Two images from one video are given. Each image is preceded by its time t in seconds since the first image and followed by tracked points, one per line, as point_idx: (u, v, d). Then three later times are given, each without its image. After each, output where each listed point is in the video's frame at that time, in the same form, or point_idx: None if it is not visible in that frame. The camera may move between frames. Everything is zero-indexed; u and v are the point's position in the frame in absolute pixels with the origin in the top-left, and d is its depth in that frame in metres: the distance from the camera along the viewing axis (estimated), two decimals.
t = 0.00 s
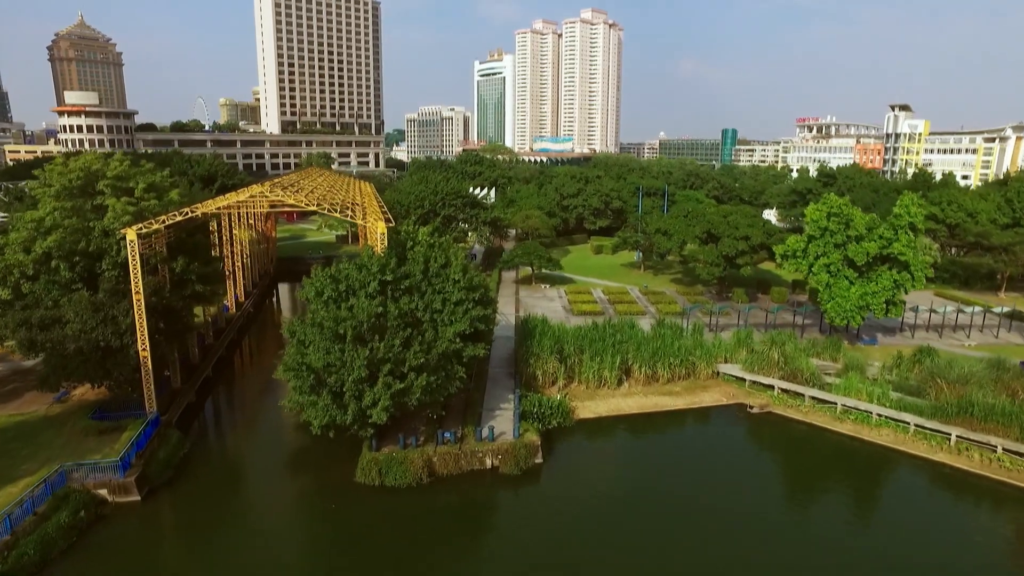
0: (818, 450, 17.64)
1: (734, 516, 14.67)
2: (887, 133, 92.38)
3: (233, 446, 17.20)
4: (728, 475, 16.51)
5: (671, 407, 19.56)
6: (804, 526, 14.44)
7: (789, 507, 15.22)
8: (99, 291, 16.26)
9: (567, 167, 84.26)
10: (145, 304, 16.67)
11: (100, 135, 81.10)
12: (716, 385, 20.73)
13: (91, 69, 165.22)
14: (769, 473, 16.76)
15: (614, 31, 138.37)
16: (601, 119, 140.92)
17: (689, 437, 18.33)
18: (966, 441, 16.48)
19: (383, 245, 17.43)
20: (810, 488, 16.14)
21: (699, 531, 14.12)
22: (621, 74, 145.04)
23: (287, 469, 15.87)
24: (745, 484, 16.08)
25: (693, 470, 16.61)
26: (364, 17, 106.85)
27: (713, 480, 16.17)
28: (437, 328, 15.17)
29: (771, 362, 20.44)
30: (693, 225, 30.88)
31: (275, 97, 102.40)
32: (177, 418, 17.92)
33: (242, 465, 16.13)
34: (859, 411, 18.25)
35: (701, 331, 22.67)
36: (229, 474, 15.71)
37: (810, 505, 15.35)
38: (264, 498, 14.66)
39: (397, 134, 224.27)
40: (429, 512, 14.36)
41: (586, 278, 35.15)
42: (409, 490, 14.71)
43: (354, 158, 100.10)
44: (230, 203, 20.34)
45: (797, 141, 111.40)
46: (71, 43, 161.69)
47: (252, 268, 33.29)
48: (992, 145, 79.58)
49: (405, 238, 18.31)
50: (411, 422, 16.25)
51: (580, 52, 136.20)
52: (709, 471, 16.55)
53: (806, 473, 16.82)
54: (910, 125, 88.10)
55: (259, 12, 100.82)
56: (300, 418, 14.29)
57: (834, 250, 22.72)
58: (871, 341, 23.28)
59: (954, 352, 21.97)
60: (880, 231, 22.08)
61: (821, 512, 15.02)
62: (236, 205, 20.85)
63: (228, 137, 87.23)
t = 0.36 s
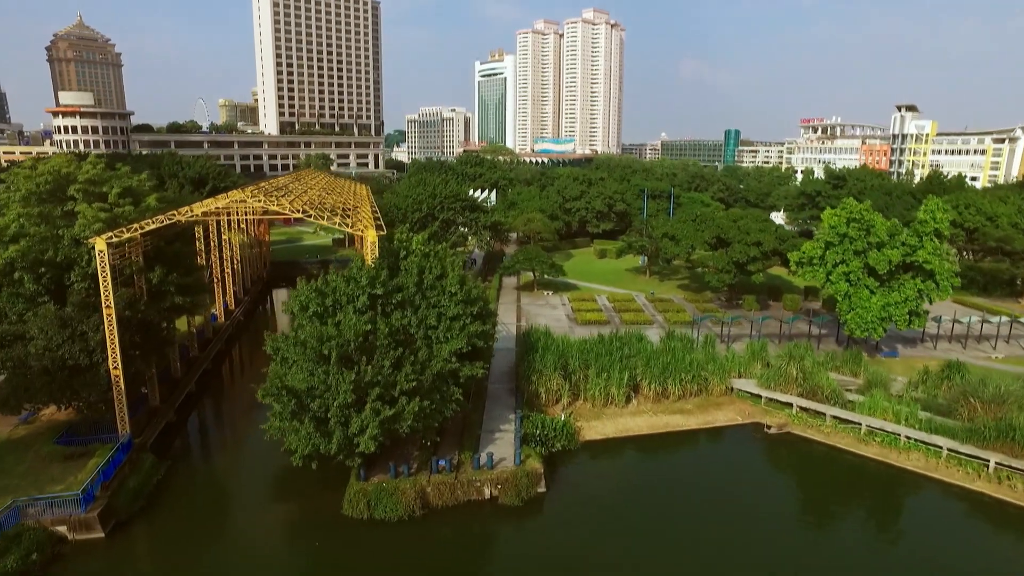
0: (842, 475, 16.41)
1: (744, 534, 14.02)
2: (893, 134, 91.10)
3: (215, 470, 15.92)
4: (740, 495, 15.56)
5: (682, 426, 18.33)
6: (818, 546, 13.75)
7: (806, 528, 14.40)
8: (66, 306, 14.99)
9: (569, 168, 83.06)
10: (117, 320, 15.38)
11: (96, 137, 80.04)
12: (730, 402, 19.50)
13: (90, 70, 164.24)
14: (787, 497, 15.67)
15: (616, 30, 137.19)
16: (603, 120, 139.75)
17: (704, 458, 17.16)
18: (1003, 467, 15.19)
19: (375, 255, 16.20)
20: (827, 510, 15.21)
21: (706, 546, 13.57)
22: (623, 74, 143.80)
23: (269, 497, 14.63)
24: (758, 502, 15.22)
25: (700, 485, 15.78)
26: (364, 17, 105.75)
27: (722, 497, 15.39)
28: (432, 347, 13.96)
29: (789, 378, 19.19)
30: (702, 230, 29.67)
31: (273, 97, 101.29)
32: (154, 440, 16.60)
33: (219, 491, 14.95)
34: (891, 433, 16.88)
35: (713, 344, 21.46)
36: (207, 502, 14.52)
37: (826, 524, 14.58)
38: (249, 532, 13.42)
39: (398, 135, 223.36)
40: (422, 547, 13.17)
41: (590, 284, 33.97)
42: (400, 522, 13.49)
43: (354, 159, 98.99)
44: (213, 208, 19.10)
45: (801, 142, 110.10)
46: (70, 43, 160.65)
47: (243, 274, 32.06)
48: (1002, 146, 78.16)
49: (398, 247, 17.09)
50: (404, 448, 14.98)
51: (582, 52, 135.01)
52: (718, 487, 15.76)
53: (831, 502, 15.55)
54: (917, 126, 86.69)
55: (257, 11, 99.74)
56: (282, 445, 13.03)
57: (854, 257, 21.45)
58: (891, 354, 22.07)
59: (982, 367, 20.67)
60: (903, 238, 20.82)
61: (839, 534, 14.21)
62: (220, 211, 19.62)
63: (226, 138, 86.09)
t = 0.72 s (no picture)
0: (869, 503, 15.11)
1: (762, 566, 12.85)
2: (899, 134, 89.99)
3: (192, 500, 14.60)
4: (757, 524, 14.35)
5: (694, 447, 17.16)
6: (837, 570, 12.80)
7: (830, 559, 13.14)
8: (27, 323, 13.77)
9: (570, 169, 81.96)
10: (86, 337, 14.13)
11: (90, 138, 78.90)
12: (745, 420, 18.32)
13: (88, 70, 163.20)
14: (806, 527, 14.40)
15: (618, 30, 136.10)
16: (604, 121, 138.66)
17: (718, 483, 15.89)
18: None
19: (365, 266, 15.01)
20: (850, 539, 14.00)
21: (712, 552, 13.22)
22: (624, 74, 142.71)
23: (247, 528, 13.42)
24: (764, 511, 14.71)
25: (708, 492, 15.41)
26: (363, 17, 104.70)
27: (728, 500, 15.11)
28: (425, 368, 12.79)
29: (808, 396, 17.98)
30: (710, 235, 28.49)
31: (272, 98, 100.19)
32: (127, 466, 15.31)
33: (194, 523, 13.76)
34: (922, 458, 15.59)
35: (725, 357, 20.28)
36: (181, 534, 13.34)
37: (847, 551, 13.48)
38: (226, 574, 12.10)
39: (398, 136, 222.10)
40: None
41: (593, 291, 32.79)
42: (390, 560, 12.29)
43: (352, 160, 97.85)
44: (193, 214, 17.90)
45: (805, 143, 108.97)
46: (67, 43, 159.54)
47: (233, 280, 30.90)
48: (1010, 147, 77.04)
49: (391, 257, 15.91)
50: (396, 476, 13.82)
51: (583, 52, 133.91)
52: (724, 492, 15.40)
53: (858, 534, 14.24)
54: (924, 126, 85.51)
55: (255, 10, 98.65)
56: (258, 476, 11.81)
57: (874, 265, 20.23)
58: (913, 367, 20.86)
59: (1013, 383, 19.46)
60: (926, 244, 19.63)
61: (865, 566, 12.97)
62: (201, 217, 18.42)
63: (223, 138, 84.96)
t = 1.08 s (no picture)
0: (900, 536, 13.91)
1: None
2: (905, 134, 88.75)
3: (164, 531, 13.41)
4: (780, 563, 13.12)
5: (710, 469, 15.98)
6: None
7: None
8: None
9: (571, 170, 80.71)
10: (49, 355, 12.95)
11: (85, 138, 77.82)
12: (761, 439, 17.17)
13: (86, 69, 162.10)
14: (832, 566, 13.24)
15: (620, 29, 134.91)
16: (606, 120, 137.50)
17: (735, 511, 14.65)
18: None
19: (354, 278, 13.88)
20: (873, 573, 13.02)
21: (717, 564, 12.94)
22: (626, 73, 141.44)
23: (223, 564, 12.26)
24: (779, 533, 13.99)
25: (721, 508, 14.84)
26: (362, 15, 103.54)
27: (741, 514, 14.57)
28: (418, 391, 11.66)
29: (828, 414, 16.81)
30: (718, 239, 27.32)
31: (269, 97, 99.02)
32: (95, 492, 14.14)
33: (164, 557, 12.56)
34: (955, 486, 14.34)
35: (738, 371, 19.13)
36: (148, 571, 12.16)
37: None
38: None
39: (398, 133, 220.35)
40: None
41: (596, 296, 31.65)
42: None
43: (351, 160, 96.56)
44: (171, 221, 16.71)
45: (810, 143, 107.74)
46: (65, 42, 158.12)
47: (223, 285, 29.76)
48: (1019, 147, 75.76)
49: (381, 267, 14.78)
50: (387, 509, 12.72)
51: (585, 51, 132.65)
52: (738, 509, 14.77)
53: (884, 568, 13.19)
54: (931, 126, 84.21)
55: (253, 9, 97.49)
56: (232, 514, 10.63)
57: (896, 273, 19.05)
58: (937, 381, 19.71)
59: None
60: (952, 252, 18.47)
61: None
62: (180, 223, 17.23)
63: (220, 138, 83.75)
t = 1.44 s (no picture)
0: (932, 568, 12.69)
1: None
2: (911, 135, 87.53)
3: (132, 567, 12.31)
4: None
5: (724, 494, 14.86)
6: None
7: None
8: None
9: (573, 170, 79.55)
10: (4, 377, 11.87)
11: (79, 138, 76.81)
12: (778, 460, 16.04)
13: (85, 69, 161.14)
14: None
15: (621, 29, 133.81)
16: (607, 120, 136.39)
17: (752, 541, 13.53)
18: None
19: (340, 291, 12.80)
20: None
21: None
22: (628, 73, 140.30)
23: None
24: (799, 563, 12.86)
25: (738, 537, 13.73)
26: (361, 14, 102.48)
27: (759, 544, 13.45)
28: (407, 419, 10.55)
29: (851, 435, 15.66)
30: (728, 244, 26.20)
31: (267, 97, 97.95)
32: (58, 525, 13.05)
33: None
34: (994, 517, 13.18)
35: (753, 387, 18.02)
36: None
37: None
38: None
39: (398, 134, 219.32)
40: None
41: (600, 303, 30.55)
42: None
43: (350, 160, 95.46)
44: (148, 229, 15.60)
45: (813, 143, 106.58)
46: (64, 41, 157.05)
47: (213, 291, 28.67)
48: None
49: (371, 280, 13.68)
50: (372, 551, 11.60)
51: (586, 51, 131.55)
52: (756, 538, 13.65)
53: None
54: (938, 126, 83.01)
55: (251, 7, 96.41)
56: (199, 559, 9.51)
57: (920, 282, 17.93)
58: (963, 397, 18.56)
59: None
60: (979, 260, 17.38)
61: None
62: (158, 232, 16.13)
63: (217, 138, 82.62)
